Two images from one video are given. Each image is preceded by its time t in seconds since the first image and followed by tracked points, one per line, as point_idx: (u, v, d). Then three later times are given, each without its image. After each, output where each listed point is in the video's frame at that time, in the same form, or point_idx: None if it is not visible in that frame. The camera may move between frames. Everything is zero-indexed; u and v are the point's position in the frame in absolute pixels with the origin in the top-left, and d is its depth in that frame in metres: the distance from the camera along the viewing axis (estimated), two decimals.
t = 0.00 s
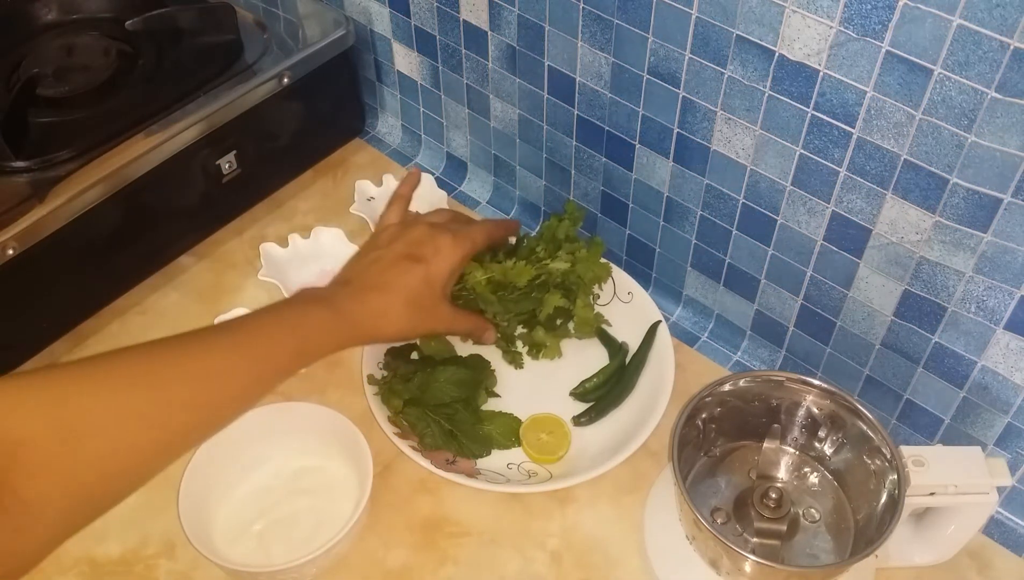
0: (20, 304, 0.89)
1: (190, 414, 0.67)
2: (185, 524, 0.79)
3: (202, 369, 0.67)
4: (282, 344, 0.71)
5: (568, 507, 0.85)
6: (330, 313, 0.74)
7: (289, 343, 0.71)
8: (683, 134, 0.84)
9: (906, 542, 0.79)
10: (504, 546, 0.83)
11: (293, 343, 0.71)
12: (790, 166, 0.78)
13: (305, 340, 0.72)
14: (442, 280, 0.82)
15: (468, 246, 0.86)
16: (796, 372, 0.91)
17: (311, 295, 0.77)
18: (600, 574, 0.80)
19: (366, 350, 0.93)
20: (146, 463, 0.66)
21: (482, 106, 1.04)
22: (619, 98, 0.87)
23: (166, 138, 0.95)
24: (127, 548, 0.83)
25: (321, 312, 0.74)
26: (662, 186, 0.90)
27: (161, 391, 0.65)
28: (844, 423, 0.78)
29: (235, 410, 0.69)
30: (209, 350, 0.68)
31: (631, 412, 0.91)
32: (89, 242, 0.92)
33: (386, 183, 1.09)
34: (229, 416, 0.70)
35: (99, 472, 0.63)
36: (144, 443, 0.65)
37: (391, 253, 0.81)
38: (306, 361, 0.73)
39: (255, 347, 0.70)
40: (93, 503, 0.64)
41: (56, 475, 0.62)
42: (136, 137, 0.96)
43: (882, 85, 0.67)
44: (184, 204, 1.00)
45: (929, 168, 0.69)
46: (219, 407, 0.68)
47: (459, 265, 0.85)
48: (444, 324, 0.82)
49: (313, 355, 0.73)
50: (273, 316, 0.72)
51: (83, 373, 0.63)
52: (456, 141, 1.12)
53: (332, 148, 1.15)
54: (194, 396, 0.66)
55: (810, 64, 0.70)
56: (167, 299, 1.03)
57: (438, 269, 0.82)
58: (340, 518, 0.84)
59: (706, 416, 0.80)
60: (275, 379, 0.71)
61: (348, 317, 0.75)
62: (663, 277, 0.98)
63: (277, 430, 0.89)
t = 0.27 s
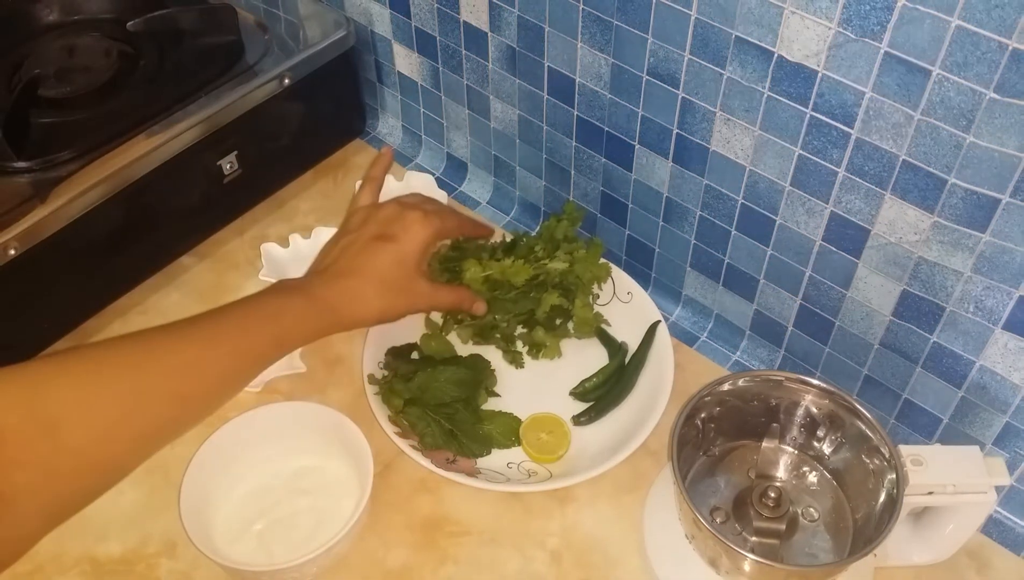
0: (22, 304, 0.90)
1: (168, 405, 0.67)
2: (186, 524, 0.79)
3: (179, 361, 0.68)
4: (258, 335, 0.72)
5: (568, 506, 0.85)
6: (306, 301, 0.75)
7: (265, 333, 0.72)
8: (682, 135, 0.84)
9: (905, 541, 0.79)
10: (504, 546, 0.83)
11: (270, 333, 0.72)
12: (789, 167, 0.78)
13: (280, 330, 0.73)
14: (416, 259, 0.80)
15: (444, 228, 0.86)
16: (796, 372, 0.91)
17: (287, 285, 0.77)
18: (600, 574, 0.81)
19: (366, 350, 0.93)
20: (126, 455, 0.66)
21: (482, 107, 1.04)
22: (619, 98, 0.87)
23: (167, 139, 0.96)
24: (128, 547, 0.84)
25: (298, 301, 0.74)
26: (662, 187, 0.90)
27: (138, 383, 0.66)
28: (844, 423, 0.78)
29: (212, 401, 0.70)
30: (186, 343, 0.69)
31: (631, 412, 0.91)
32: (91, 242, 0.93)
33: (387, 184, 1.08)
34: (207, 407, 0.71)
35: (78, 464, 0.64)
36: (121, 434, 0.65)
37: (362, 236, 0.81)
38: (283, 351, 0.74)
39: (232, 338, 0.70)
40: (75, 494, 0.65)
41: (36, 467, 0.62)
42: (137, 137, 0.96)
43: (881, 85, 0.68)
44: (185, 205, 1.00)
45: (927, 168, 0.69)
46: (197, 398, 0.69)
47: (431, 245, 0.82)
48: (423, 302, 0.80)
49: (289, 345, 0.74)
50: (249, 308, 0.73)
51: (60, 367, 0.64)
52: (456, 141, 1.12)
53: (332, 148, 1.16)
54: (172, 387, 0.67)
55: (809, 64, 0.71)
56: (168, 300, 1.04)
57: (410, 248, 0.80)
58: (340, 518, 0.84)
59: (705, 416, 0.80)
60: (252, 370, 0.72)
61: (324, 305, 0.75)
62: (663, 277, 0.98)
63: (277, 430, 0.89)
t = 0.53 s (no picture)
0: (21, 304, 0.90)
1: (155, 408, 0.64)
2: (185, 524, 0.79)
3: (173, 366, 0.64)
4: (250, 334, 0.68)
5: (568, 507, 0.85)
6: (303, 304, 0.71)
7: (261, 336, 0.68)
8: (683, 134, 0.84)
9: (906, 542, 0.79)
10: (504, 546, 0.83)
11: (260, 333, 0.69)
12: (790, 167, 0.78)
13: (272, 331, 0.69)
14: (412, 261, 0.76)
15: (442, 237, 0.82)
16: (796, 372, 0.91)
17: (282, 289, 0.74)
18: (600, 574, 0.80)
19: (366, 350, 0.93)
20: (123, 461, 0.64)
21: (482, 107, 1.04)
22: (619, 98, 0.87)
23: (166, 138, 0.95)
24: (127, 548, 0.83)
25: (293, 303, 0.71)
26: (662, 186, 0.90)
27: (128, 389, 0.62)
28: (844, 423, 0.78)
29: (204, 404, 0.67)
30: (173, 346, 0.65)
31: (631, 412, 0.91)
32: (90, 242, 0.92)
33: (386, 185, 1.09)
34: (202, 413, 0.68)
35: (67, 472, 0.61)
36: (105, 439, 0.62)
37: (359, 241, 0.77)
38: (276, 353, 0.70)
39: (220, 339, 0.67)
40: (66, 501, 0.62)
41: (22, 481, 0.59)
42: (137, 136, 0.96)
43: (882, 85, 0.68)
44: (184, 204, 1.00)
45: (928, 168, 0.69)
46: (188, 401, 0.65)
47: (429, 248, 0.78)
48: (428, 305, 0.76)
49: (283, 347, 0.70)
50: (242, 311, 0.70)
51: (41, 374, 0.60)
52: (456, 141, 1.12)
53: (332, 148, 1.16)
54: (159, 391, 0.64)
55: (810, 64, 0.71)
56: (167, 299, 1.04)
57: (408, 249, 0.76)
58: (340, 518, 0.84)
59: (706, 416, 0.80)
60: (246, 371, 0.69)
61: (323, 308, 0.72)
62: (663, 277, 0.98)
63: (277, 430, 0.89)
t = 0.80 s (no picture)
0: (21, 304, 0.90)
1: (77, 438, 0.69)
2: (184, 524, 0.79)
3: (128, 383, 0.69)
4: (167, 359, 0.70)
5: (568, 507, 0.85)
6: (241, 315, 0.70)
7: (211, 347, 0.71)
8: (683, 134, 0.84)
9: (906, 542, 0.79)
10: (504, 546, 0.83)
11: (173, 357, 0.70)
12: (790, 167, 0.78)
13: (186, 353, 0.71)
14: (341, 242, 0.70)
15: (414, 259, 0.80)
16: (796, 372, 0.91)
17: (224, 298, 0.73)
18: (600, 574, 0.80)
19: (366, 350, 0.93)
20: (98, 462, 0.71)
21: (482, 107, 1.04)
22: (619, 98, 0.87)
23: (166, 138, 0.95)
24: (127, 548, 0.83)
25: (212, 317, 0.71)
26: (662, 186, 0.90)
27: (84, 410, 0.68)
28: (844, 423, 0.78)
29: (135, 427, 0.71)
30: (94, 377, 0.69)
31: (631, 412, 0.91)
32: (89, 242, 0.92)
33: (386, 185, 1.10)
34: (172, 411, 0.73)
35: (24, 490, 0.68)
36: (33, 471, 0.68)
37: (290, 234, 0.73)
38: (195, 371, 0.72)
39: (139, 368, 0.69)
40: (17, 523, 0.70)
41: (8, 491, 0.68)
42: (137, 137, 0.96)
43: (882, 85, 0.67)
44: (184, 205, 1.00)
45: (928, 168, 0.69)
46: (115, 429, 0.70)
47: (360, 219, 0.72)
48: (367, 284, 0.70)
49: (203, 364, 0.71)
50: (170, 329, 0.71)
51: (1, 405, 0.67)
52: (456, 141, 1.12)
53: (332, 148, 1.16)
54: (82, 424, 0.68)
55: (810, 64, 0.71)
56: (167, 299, 1.04)
57: (332, 232, 0.70)
58: (340, 518, 0.84)
59: (706, 416, 0.80)
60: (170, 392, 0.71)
61: (244, 317, 0.70)
62: (663, 277, 0.98)
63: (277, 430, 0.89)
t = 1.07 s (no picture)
0: (21, 304, 0.90)
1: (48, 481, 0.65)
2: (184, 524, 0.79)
3: (114, 408, 0.66)
4: (140, 395, 0.67)
5: (568, 507, 0.85)
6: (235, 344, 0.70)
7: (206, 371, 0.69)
8: (683, 134, 0.84)
9: (906, 542, 0.79)
10: (504, 546, 0.83)
11: (147, 394, 0.67)
12: (790, 167, 0.78)
13: (160, 392, 0.67)
14: (337, 314, 0.73)
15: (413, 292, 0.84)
16: (796, 372, 0.91)
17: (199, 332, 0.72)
18: (600, 574, 0.80)
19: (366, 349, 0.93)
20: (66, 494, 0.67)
21: (482, 107, 1.04)
22: (619, 98, 0.87)
23: (166, 138, 0.95)
24: (127, 548, 0.83)
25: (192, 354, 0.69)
26: (662, 186, 0.90)
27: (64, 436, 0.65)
28: (844, 423, 0.78)
29: (108, 458, 0.67)
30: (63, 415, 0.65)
31: (631, 412, 0.91)
32: (89, 242, 0.92)
33: (386, 183, 1.11)
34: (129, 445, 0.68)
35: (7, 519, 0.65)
36: (9, 509, 0.65)
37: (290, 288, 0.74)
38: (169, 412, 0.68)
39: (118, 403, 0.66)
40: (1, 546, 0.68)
41: None
42: (137, 137, 0.96)
43: (882, 85, 0.68)
44: (184, 204, 1.00)
45: (929, 168, 0.69)
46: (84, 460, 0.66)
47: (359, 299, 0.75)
48: (350, 358, 0.72)
49: (181, 406, 0.69)
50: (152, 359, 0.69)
51: None
52: (456, 141, 1.12)
53: (332, 148, 1.16)
54: (59, 461, 0.65)
55: (810, 64, 0.71)
56: (167, 299, 1.04)
57: (332, 302, 0.73)
58: (340, 518, 0.84)
59: (706, 416, 0.80)
60: (139, 434, 0.68)
61: (236, 350, 0.69)
62: (663, 277, 0.98)
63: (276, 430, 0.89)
